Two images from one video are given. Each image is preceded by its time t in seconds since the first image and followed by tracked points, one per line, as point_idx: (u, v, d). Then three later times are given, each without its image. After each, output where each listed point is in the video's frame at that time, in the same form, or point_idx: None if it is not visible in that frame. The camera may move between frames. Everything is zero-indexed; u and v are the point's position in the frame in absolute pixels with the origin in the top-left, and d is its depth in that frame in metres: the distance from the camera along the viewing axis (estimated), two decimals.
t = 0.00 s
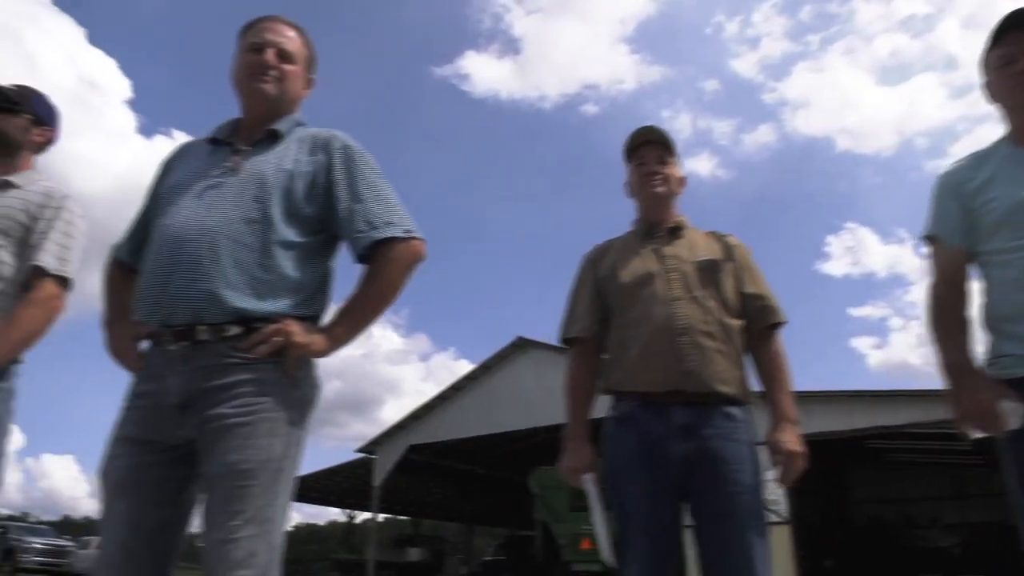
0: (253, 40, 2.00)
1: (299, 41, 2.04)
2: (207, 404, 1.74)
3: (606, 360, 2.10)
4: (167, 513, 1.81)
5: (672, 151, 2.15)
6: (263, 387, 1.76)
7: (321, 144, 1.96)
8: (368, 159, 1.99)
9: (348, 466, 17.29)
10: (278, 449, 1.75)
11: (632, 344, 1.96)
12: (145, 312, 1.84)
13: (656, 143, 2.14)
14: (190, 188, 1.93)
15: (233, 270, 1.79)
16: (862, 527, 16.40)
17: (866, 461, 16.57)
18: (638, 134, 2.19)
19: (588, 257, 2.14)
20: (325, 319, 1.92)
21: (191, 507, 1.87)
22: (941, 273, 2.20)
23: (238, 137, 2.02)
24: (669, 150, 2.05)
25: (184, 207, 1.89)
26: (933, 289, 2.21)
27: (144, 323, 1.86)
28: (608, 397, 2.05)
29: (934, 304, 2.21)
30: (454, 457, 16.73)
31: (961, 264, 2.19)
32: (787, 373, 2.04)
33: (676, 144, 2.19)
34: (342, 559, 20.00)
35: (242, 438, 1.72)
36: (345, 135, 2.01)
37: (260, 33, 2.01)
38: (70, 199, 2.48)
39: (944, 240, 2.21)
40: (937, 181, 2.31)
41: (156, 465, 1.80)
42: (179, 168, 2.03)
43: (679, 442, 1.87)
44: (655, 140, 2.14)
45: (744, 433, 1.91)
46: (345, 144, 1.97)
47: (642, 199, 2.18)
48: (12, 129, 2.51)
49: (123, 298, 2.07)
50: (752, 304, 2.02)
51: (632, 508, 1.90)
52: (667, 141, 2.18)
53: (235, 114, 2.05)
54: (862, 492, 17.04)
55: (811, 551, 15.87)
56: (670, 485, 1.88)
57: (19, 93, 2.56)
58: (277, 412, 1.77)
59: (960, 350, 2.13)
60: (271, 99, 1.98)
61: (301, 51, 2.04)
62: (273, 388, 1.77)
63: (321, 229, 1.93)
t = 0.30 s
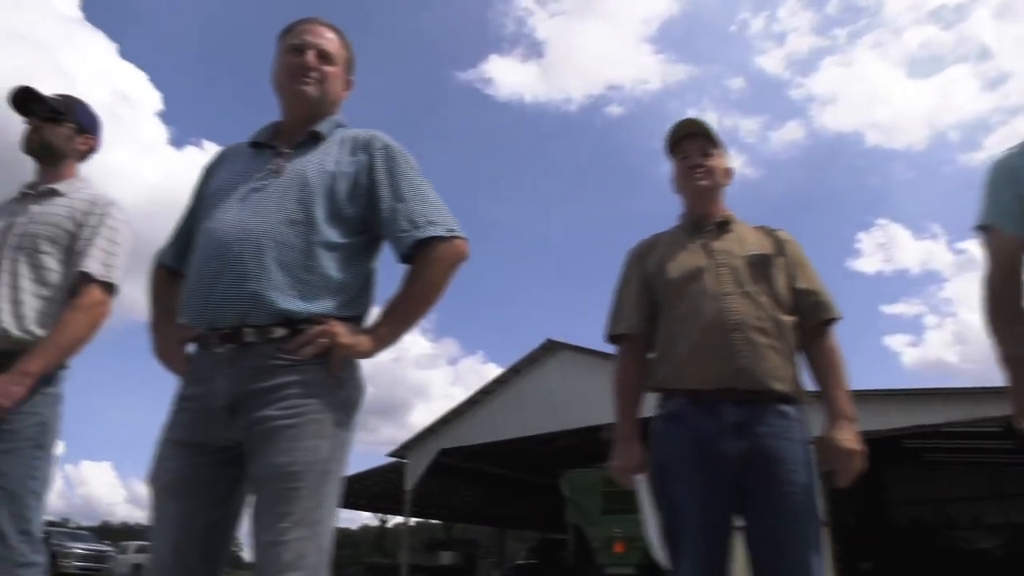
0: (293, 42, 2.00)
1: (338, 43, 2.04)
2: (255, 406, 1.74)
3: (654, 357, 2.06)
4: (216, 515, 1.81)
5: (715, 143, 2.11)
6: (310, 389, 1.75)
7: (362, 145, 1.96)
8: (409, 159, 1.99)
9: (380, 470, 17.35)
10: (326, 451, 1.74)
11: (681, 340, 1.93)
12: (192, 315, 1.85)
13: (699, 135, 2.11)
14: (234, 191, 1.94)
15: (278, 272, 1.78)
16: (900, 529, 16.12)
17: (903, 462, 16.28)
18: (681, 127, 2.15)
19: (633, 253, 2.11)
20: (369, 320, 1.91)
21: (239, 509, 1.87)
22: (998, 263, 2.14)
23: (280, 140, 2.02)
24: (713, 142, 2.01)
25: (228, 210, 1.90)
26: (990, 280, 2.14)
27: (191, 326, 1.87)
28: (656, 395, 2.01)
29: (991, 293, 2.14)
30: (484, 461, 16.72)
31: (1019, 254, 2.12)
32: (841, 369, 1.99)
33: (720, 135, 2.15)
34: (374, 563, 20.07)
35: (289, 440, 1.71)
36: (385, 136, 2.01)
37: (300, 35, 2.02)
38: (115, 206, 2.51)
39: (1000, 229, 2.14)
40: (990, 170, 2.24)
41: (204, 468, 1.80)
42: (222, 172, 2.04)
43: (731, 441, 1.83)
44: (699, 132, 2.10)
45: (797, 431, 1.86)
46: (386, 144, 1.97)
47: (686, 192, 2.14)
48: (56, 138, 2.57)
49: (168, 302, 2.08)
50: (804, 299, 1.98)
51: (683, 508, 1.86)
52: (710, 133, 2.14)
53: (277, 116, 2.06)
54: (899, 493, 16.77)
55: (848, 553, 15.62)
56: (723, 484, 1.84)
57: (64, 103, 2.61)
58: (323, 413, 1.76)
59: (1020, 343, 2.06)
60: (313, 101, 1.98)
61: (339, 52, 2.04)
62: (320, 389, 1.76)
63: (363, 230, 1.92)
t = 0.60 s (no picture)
0: (333, 45, 2.00)
1: (377, 45, 2.04)
2: (302, 410, 1.73)
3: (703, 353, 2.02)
4: (264, 519, 1.81)
5: (763, 135, 2.07)
6: (356, 392, 1.74)
7: (403, 146, 1.96)
8: (450, 160, 1.98)
9: (411, 476, 17.38)
10: (373, 455, 1.73)
11: (733, 337, 1.89)
12: (237, 320, 1.85)
13: (746, 127, 2.06)
14: (277, 195, 1.94)
15: (322, 275, 1.78)
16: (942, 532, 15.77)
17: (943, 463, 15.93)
18: (726, 120, 2.11)
19: (681, 248, 2.07)
20: (413, 322, 1.90)
21: (287, 512, 1.87)
22: None
23: (321, 144, 2.02)
24: (762, 133, 1.97)
25: (270, 214, 1.90)
26: None
27: (236, 331, 1.87)
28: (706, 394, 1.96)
29: None
30: (515, 466, 16.67)
31: None
32: (899, 367, 1.93)
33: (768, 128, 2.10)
34: (407, 569, 20.09)
35: (337, 443, 1.70)
36: (425, 137, 2.01)
37: (340, 38, 2.02)
38: (157, 214, 2.55)
39: None
40: None
41: (252, 472, 1.80)
42: (264, 177, 2.04)
43: (786, 440, 1.78)
44: (746, 125, 2.06)
45: (854, 430, 1.81)
46: (426, 146, 1.96)
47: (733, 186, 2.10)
48: (98, 147, 2.62)
49: (212, 307, 2.09)
50: (860, 296, 1.93)
51: (735, 509, 1.82)
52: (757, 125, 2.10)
53: (318, 118, 2.06)
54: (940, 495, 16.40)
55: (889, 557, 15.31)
56: (778, 485, 1.79)
57: (107, 113, 2.66)
58: (370, 417, 1.75)
59: None
60: (354, 104, 1.98)
61: (379, 54, 2.04)
62: (367, 392, 1.75)
63: (406, 231, 1.91)
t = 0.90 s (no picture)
0: (373, 50, 2.00)
1: (416, 49, 2.03)
2: (349, 416, 1.72)
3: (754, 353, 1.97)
4: (311, 527, 1.80)
5: (814, 128, 2.02)
6: (403, 398, 1.73)
7: (444, 151, 1.94)
8: (491, 164, 1.96)
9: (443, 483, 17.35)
10: (420, 461, 1.71)
11: (787, 336, 1.84)
12: (283, 327, 1.84)
13: (797, 121, 2.02)
14: (319, 201, 1.94)
15: (367, 281, 1.76)
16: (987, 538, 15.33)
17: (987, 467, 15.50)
18: (776, 114, 2.07)
19: (731, 245, 2.02)
20: (457, 327, 1.88)
21: (334, 519, 1.85)
22: None
23: (361, 149, 2.02)
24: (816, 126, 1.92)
25: (313, 221, 1.90)
26: None
27: (281, 338, 1.87)
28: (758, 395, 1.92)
29: None
30: (546, 471, 16.58)
31: None
32: (961, 368, 1.88)
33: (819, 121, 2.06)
34: None
35: (384, 450, 1.69)
36: (466, 141, 1.99)
37: (379, 43, 2.01)
38: (199, 224, 2.58)
39: None
40: None
41: (298, 479, 1.79)
42: (305, 184, 2.05)
43: (843, 442, 1.73)
44: (797, 118, 2.02)
45: (915, 433, 1.76)
46: (467, 149, 1.95)
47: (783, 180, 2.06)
48: (140, 158, 2.67)
49: (255, 315, 2.09)
50: (919, 295, 1.88)
51: (791, 514, 1.76)
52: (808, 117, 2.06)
53: (358, 123, 2.06)
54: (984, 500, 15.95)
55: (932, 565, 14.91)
56: (836, 488, 1.73)
57: (148, 125, 2.71)
58: (417, 423, 1.73)
59: None
60: (394, 108, 1.98)
61: (418, 58, 2.04)
62: (412, 398, 1.74)
63: (448, 235, 1.90)
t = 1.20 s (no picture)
0: (412, 59, 2.00)
1: (454, 56, 2.03)
2: (395, 426, 1.70)
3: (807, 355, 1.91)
4: (358, 539, 1.79)
5: (866, 124, 1.99)
6: (449, 407, 1.71)
7: (485, 157, 1.93)
8: (533, 169, 1.94)
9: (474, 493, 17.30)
10: (468, 472, 1.69)
11: (844, 336, 1.80)
12: (328, 338, 1.84)
13: (849, 117, 1.99)
14: (361, 210, 1.93)
15: (412, 289, 1.75)
16: None
17: None
18: (825, 110, 2.04)
19: (781, 243, 1.98)
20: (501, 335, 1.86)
21: (381, 531, 1.84)
22: None
23: (401, 158, 2.01)
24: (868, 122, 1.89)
25: (355, 230, 1.89)
26: None
27: (325, 347, 1.86)
28: (813, 398, 1.86)
29: None
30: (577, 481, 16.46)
31: None
32: None
33: (870, 117, 2.02)
34: None
35: (432, 460, 1.67)
36: (506, 146, 1.98)
37: (418, 50, 2.01)
38: (239, 236, 2.61)
39: None
40: None
41: (345, 491, 1.78)
42: (346, 194, 2.04)
43: (905, 447, 1.67)
44: (848, 114, 1.99)
45: (981, 437, 1.70)
46: (508, 155, 1.93)
47: (834, 178, 2.02)
48: (181, 172, 2.72)
49: (297, 324, 2.09)
50: (981, 295, 1.84)
51: (851, 521, 1.71)
52: (859, 112, 2.02)
53: (399, 131, 2.05)
54: None
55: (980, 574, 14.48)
56: (899, 495, 1.67)
57: (188, 139, 2.75)
58: (463, 432, 1.71)
59: None
60: (435, 115, 1.97)
61: (456, 65, 2.03)
62: (459, 407, 1.72)
63: (491, 243, 1.88)
